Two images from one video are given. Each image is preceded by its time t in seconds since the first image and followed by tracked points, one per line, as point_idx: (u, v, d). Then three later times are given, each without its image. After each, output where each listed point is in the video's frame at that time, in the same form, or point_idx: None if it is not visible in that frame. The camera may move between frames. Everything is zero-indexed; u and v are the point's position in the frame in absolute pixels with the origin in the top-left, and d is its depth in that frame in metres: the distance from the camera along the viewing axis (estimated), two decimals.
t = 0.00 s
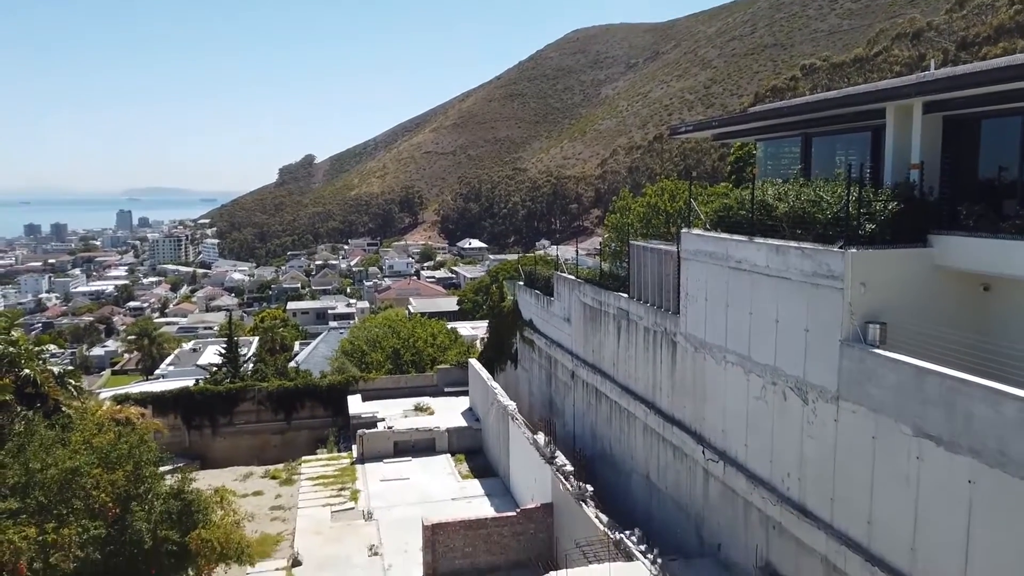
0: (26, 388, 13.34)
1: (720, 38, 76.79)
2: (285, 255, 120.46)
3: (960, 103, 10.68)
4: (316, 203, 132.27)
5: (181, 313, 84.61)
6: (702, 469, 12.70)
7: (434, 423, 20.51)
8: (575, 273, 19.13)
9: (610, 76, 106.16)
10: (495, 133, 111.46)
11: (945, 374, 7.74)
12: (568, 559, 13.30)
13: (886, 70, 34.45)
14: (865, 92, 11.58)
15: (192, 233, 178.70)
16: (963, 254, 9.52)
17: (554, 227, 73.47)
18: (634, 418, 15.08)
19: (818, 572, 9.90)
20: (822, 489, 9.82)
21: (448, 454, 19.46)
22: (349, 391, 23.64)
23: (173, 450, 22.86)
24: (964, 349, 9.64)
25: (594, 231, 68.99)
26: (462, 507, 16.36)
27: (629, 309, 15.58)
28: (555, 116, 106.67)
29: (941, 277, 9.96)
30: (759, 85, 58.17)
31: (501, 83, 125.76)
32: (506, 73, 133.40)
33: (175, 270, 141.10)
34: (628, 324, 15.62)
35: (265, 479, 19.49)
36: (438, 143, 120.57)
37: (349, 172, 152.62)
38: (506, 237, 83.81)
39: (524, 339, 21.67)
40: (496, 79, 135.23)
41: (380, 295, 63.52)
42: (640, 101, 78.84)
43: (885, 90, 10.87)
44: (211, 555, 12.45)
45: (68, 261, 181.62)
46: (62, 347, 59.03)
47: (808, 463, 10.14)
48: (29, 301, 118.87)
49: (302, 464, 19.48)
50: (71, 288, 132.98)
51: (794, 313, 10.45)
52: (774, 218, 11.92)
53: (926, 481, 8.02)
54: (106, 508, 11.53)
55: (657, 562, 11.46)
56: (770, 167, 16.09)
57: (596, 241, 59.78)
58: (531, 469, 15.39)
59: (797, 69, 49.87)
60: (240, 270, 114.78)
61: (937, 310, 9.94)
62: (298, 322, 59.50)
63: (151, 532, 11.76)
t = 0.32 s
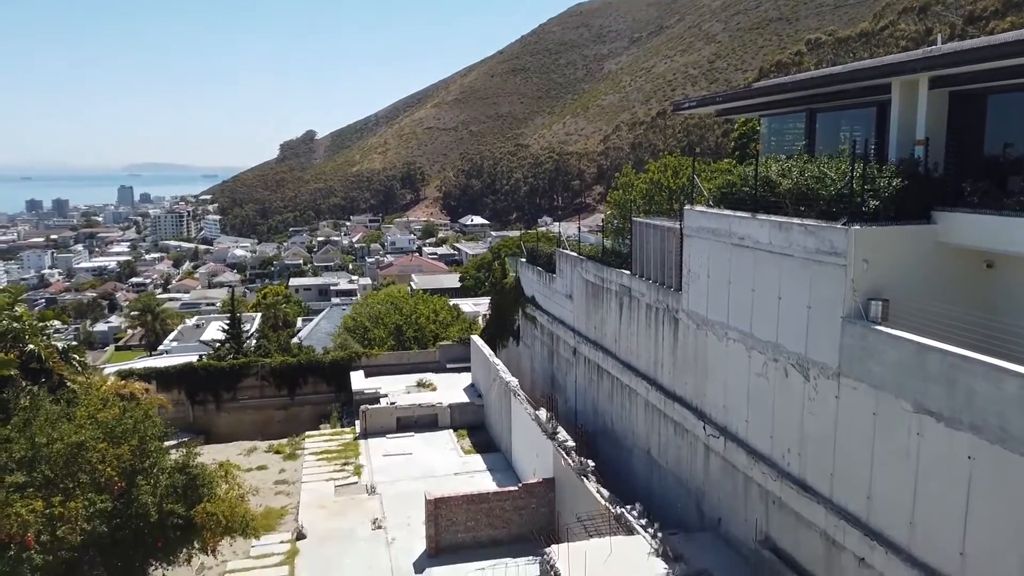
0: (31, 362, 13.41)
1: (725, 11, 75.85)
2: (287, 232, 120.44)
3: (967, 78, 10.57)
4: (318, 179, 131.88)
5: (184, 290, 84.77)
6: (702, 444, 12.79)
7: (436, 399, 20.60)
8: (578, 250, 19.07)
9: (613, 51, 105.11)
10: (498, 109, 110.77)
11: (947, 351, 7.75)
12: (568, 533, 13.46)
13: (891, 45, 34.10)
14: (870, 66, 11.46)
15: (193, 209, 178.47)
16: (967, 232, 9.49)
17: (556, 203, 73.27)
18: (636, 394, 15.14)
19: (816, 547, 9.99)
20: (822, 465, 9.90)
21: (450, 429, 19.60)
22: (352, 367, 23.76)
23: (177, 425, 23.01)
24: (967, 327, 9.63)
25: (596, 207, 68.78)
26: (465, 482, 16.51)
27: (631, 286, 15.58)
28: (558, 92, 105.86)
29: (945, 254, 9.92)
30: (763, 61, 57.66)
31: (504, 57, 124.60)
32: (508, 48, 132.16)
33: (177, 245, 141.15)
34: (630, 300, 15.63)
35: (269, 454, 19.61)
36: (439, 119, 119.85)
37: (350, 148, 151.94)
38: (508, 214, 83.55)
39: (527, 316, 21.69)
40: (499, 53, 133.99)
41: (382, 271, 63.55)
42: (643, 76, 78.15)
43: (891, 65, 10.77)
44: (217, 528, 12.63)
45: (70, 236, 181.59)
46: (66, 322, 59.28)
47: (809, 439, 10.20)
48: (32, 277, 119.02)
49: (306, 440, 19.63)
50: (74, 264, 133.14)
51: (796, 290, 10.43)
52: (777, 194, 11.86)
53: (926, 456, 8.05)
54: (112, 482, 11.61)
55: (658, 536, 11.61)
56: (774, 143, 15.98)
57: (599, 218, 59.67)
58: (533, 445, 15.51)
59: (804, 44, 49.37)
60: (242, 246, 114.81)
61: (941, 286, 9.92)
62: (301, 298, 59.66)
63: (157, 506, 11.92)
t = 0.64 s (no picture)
0: (36, 336, 13.49)
1: None
2: (290, 206, 120.32)
3: (975, 50, 10.43)
4: (320, 153, 131.33)
5: (187, 264, 84.94)
6: (704, 419, 12.86)
7: (439, 373, 20.69)
8: (580, 225, 19.01)
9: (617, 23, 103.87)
10: (500, 82, 109.93)
11: (950, 326, 7.74)
12: (570, 505, 13.60)
13: (899, 16, 33.69)
14: (877, 39, 11.31)
15: (195, 183, 178.02)
16: (971, 207, 9.43)
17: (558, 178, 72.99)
18: (638, 368, 15.18)
19: (815, 520, 10.09)
20: (822, 440, 9.96)
21: (453, 404, 19.72)
22: (355, 341, 23.84)
23: (182, 398, 23.16)
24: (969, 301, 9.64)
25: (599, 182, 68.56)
26: (468, 455, 16.64)
27: (634, 262, 15.54)
28: (561, 65, 104.82)
29: (950, 229, 9.88)
30: (768, 33, 57.04)
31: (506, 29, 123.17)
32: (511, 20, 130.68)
33: (179, 220, 141.08)
34: (633, 276, 15.62)
35: (273, 427, 19.75)
36: (441, 93, 118.95)
37: (352, 122, 151.05)
38: (511, 189, 83.28)
39: (529, 291, 21.67)
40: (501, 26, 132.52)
41: (384, 246, 63.55)
42: (647, 48, 77.35)
43: (898, 37, 10.62)
44: (221, 500, 12.82)
45: (73, 211, 181.46)
46: (70, 298, 59.50)
47: (810, 413, 10.24)
48: (35, 251, 119.19)
49: (310, 413, 19.79)
50: (76, 238, 133.22)
51: (799, 266, 10.40)
52: (782, 168, 11.77)
53: (926, 430, 8.09)
54: (119, 455, 11.71)
55: (659, 509, 11.73)
56: (779, 117, 15.84)
57: (602, 193, 59.50)
58: (536, 420, 15.59)
59: (810, 15, 48.82)
60: (245, 221, 114.71)
61: (945, 262, 9.88)
62: (304, 273, 59.79)
63: (163, 478, 12.05)
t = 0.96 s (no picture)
0: (40, 311, 13.53)
1: None
2: (291, 181, 119.95)
3: (984, 23, 10.27)
4: (321, 128, 130.60)
5: (189, 240, 84.90)
6: (705, 394, 12.91)
7: (442, 349, 20.75)
8: (583, 200, 18.95)
9: None
10: (502, 56, 108.90)
11: (952, 301, 7.74)
12: (572, 479, 13.72)
13: None
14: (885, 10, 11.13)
15: (196, 157, 177.34)
16: (976, 181, 9.34)
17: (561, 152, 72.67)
18: (640, 344, 15.20)
19: (815, 494, 10.17)
20: (823, 414, 9.99)
21: (456, 378, 19.81)
22: (358, 316, 23.90)
23: (186, 372, 23.29)
24: (972, 275, 9.60)
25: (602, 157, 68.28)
26: (470, 430, 16.75)
27: (637, 237, 15.50)
28: (564, 38, 103.72)
29: (955, 203, 9.80)
30: (773, 6, 56.43)
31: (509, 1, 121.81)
32: None
33: (180, 195, 140.75)
34: (636, 252, 15.59)
35: (277, 402, 19.87)
36: (443, 66, 117.92)
37: (353, 96, 150.01)
38: (513, 164, 82.98)
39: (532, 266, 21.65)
40: None
41: (386, 221, 63.46)
42: (650, 21, 76.49)
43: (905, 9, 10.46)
44: (227, 473, 12.96)
45: (74, 185, 180.99)
46: (73, 273, 59.60)
47: (811, 388, 10.27)
48: (38, 225, 119.16)
49: (313, 388, 19.92)
50: (78, 213, 133.09)
51: (803, 241, 10.37)
52: (787, 142, 11.66)
53: (927, 406, 8.11)
54: (124, 429, 11.78)
55: (660, 484, 11.83)
56: (784, 91, 15.69)
57: (605, 167, 59.31)
58: (538, 395, 15.65)
59: None
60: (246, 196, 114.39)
61: (949, 237, 9.83)
62: (306, 249, 59.77)
63: (168, 451, 12.15)
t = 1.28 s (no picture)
0: (42, 288, 13.55)
1: None
2: (293, 157, 119.52)
3: None
4: (322, 104, 129.85)
5: (190, 216, 84.82)
6: (706, 371, 12.93)
7: (444, 326, 20.79)
8: (585, 177, 18.88)
9: None
10: (505, 31, 108.13)
11: (954, 278, 7.73)
12: (574, 455, 13.81)
13: None
14: None
15: (197, 134, 176.61)
16: (980, 158, 9.26)
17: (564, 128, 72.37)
18: (642, 321, 15.22)
19: (815, 470, 10.23)
20: (824, 391, 10.03)
21: (458, 355, 19.88)
22: (361, 294, 23.95)
23: (190, 349, 23.40)
24: (974, 252, 9.55)
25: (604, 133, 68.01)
26: (473, 406, 16.84)
27: (639, 214, 15.44)
28: (566, 13, 102.74)
29: (959, 179, 9.72)
30: None
31: None
32: None
33: (182, 172, 140.29)
34: (638, 229, 15.54)
35: (280, 379, 19.98)
36: (445, 42, 116.98)
37: (354, 72, 149.00)
38: (515, 140, 82.68)
39: (534, 244, 21.63)
40: None
41: (388, 198, 63.35)
42: None
43: None
44: (231, 448, 13.03)
45: (75, 162, 180.43)
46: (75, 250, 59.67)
47: (812, 365, 10.30)
48: (39, 202, 118.98)
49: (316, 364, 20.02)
50: (80, 190, 132.85)
51: (806, 218, 10.32)
52: (790, 118, 11.58)
53: (928, 383, 8.13)
54: (128, 405, 11.82)
55: (661, 459, 11.91)
56: (788, 66, 15.54)
57: (608, 143, 59.12)
58: (540, 372, 15.71)
59: None
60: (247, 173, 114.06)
61: (952, 214, 9.77)
62: (308, 226, 59.77)
63: (173, 427, 12.21)
